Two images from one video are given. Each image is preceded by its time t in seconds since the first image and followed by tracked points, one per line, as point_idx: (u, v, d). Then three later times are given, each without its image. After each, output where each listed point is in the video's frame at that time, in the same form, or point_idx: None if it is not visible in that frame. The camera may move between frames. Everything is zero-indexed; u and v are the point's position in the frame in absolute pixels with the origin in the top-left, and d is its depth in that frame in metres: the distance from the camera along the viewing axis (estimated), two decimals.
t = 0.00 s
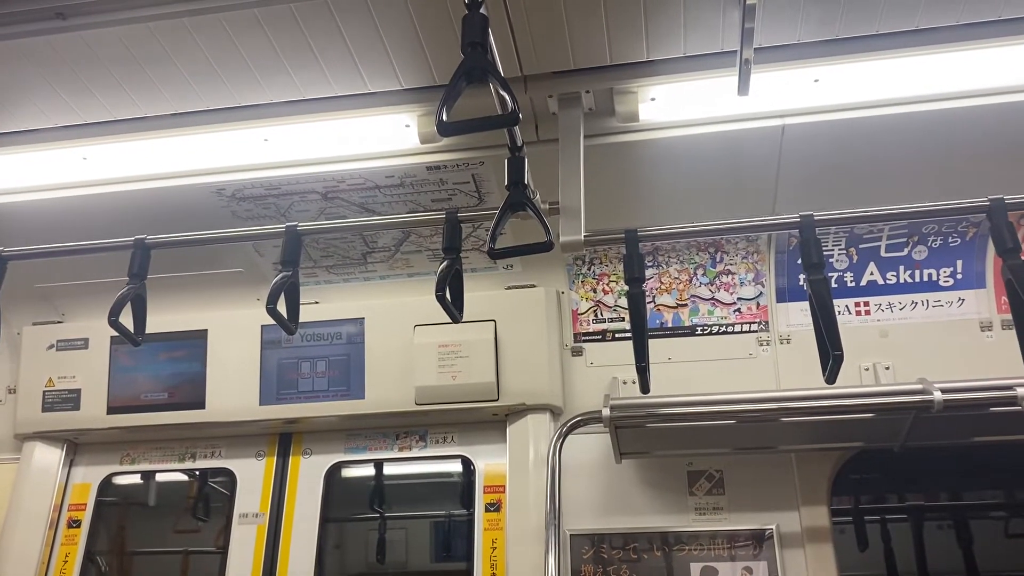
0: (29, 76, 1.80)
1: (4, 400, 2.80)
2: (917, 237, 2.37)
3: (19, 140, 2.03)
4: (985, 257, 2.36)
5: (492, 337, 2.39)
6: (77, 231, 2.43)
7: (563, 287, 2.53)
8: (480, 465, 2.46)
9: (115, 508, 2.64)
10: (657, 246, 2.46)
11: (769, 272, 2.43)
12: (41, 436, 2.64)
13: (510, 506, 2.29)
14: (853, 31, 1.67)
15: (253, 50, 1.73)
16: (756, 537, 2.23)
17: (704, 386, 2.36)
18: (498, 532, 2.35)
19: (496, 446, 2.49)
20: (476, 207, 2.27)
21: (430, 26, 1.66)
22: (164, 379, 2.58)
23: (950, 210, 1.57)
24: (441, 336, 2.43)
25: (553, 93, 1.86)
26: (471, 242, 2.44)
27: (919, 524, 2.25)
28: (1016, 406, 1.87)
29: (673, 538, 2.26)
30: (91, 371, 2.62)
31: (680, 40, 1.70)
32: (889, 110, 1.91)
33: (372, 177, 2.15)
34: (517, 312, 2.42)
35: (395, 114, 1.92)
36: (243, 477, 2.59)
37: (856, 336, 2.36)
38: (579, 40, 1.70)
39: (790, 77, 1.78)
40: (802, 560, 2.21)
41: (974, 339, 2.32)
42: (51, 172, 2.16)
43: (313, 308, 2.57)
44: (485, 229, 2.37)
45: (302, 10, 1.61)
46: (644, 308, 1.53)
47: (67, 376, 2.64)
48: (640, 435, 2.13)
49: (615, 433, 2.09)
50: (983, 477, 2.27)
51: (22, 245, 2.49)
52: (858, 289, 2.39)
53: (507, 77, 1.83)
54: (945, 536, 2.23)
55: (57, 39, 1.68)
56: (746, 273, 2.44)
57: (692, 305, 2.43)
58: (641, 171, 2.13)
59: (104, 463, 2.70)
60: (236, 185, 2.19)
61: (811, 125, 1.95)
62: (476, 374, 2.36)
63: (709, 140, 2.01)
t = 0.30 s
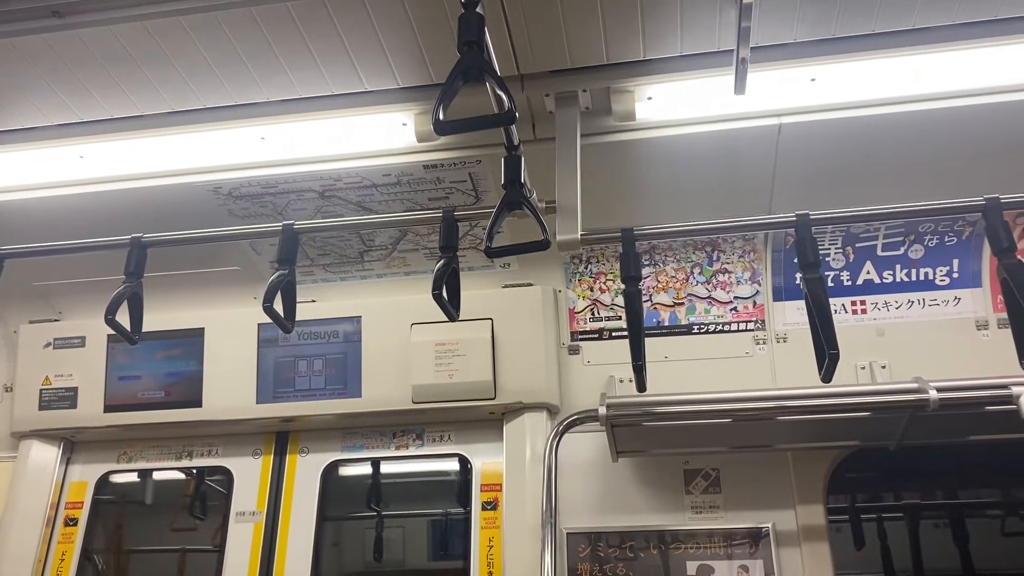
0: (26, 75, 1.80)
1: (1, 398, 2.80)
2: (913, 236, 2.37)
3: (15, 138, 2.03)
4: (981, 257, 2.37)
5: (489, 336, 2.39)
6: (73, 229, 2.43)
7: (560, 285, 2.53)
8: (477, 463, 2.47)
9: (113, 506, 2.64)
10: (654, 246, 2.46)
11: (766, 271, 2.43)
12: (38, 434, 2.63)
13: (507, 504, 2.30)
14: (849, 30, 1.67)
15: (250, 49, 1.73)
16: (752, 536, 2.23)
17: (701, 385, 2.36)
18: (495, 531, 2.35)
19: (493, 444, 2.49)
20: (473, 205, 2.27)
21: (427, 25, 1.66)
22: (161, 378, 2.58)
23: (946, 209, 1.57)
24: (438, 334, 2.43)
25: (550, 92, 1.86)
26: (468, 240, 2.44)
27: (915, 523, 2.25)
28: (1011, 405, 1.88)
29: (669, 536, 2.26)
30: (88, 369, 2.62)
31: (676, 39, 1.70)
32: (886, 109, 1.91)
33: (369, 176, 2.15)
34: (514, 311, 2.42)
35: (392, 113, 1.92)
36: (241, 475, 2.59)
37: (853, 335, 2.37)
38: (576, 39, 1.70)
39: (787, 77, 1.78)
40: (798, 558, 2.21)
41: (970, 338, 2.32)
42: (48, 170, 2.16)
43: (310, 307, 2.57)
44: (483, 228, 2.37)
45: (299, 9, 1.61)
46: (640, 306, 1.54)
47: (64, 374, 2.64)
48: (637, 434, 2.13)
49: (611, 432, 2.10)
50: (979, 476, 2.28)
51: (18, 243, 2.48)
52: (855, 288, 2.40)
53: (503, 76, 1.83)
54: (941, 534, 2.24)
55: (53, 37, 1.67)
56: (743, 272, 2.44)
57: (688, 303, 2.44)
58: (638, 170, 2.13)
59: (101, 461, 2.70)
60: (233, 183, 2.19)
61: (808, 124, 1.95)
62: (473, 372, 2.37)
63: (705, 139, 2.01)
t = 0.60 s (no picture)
0: (20, 74, 1.80)
1: None
2: (908, 234, 2.37)
3: (10, 137, 2.02)
4: (975, 254, 2.37)
5: (485, 334, 2.40)
6: (68, 227, 2.43)
7: (556, 283, 2.53)
8: (472, 461, 2.47)
9: (109, 504, 2.64)
10: (649, 244, 2.47)
11: (761, 269, 2.43)
12: (34, 432, 2.64)
13: (503, 502, 2.30)
14: (843, 29, 1.67)
15: (245, 47, 1.73)
16: (748, 533, 2.24)
17: (696, 383, 2.37)
18: (491, 528, 2.36)
19: (489, 442, 2.49)
20: (468, 204, 2.27)
21: (422, 24, 1.66)
22: (157, 376, 2.58)
23: (939, 208, 1.57)
24: (434, 332, 2.44)
25: (545, 91, 1.86)
26: (463, 239, 2.44)
27: (910, 520, 2.26)
28: (1005, 402, 1.88)
29: (665, 534, 2.27)
30: (84, 368, 2.62)
31: (671, 37, 1.70)
32: (880, 107, 1.91)
33: (364, 174, 2.15)
34: (510, 309, 2.42)
35: (387, 111, 1.92)
36: (237, 473, 2.60)
37: (848, 333, 2.37)
38: (570, 38, 1.70)
39: (782, 75, 1.78)
40: (793, 555, 2.22)
41: (965, 335, 2.33)
42: (43, 169, 2.16)
43: (306, 305, 2.57)
44: (478, 226, 2.37)
45: (293, 7, 1.61)
46: (634, 305, 1.54)
47: (60, 372, 2.64)
48: (632, 432, 2.13)
49: (606, 430, 2.10)
50: (973, 473, 2.29)
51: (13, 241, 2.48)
52: (849, 286, 2.40)
53: (498, 74, 1.83)
54: (936, 531, 2.24)
55: (47, 36, 1.67)
56: (738, 270, 2.44)
57: (684, 302, 2.44)
58: (633, 169, 2.13)
59: (98, 460, 2.70)
60: (228, 181, 2.19)
61: (803, 122, 1.96)
62: (468, 370, 2.37)
63: (700, 137, 2.01)
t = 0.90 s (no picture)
0: (15, 70, 1.79)
1: None
2: (905, 231, 2.37)
3: (6, 133, 2.02)
4: (972, 251, 2.37)
5: (482, 331, 2.39)
6: (64, 224, 2.42)
7: (553, 280, 2.53)
8: (470, 458, 2.47)
9: (106, 502, 2.64)
10: (646, 240, 2.46)
11: (758, 266, 2.44)
12: (30, 430, 2.63)
13: (500, 499, 2.30)
14: (840, 25, 1.67)
15: (241, 43, 1.72)
16: (745, 529, 2.24)
17: (693, 380, 2.37)
18: (488, 525, 2.36)
19: (486, 439, 2.49)
20: (466, 200, 2.27)
21: (419, 20, 1.66)
22: (153, 373, 2.57)
23: (936, 204, 1.57)
24: (431, 329, 2.43)
25: (542, 87, 1.86)
26: (460, 235, 2.44)
27: (906, 516, 2.26)
28: (1002, 398, 1.89)
29: (662, 530, 2.27)
30: (80, 365, 2.62)
31: (668, 33, 1.69)
32: (878, 103, 1.91)
33: (361, 170, 2.15)
34: (507, 306, 2.42)
35: (384, 107, 1.91)
36: (234, 470, 2.59)
37: (845, 329, 2.37)
38: (567, 33, 1.69)
39: (779, 71, 1.78)
40: (790, 552, 2.22)
41: (962, 331, 2.33)
42: (38, 164, 2.15)
43: (303, 302, 2.56)
44: (475, 223, 2.37)
45: (290, 3, 1.60)
46: (632, 301, 1.54)
47: (56, 370, 2.63)
48: (629, 428, 2.13)
49: (604, 427, 2.10)
50: (970, 469, 2.29)
51: (9, 238, 2.47)
52: (846, 282, 2.40)
53: (495, 70, 1.82)
54: (933, 528, 2.25)
55: (43, 31, 1.66)
56: (735, 266, 2.44)
57: (681, 298, 2.44)
58: (631, 165, 2.13)
59: (94, 457, 2.70)
60: (225, 178, 2.19)
61: (800, 119, 1.96)
62: (465, 367, 2.37)
63: (698, 133, 2.01)
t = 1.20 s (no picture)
0: (13, 70, 1.79)
1: None
2: (902, 231, 2.38)
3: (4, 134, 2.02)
4: (969, 251, 2.38)
5: (480, 331, 2.40)
6: (62, 224, 2.42)
7: (551, 280, 2.54)
8: (468, 458, 2.47)
9: (104, 502, 2.64)
10: (644, 241, 2.47)
11: (756, 266, 2.44)
12: (27, 430, 2.63)
13: (498, 499, 2.31)
14: (838, 26, 1.68)
15: (240, 44, 1.72)
16: (743, 529, 2.25)
17: (691, 380, 2.37)
18: (486, 525, 2.36)
19: (484, 439, 2.50)
20: (464, 201, 2.27)
21: (417, 21, 1.66)
22: (151, 374, 2.57)
23: (932, 205, 1.58)
24: (429, 329, 2.44)
25: (540, 88, 1.86)
26: (459, 236, 2.44)
27: (903, 516, 2.27)
28: (998, 398, 1.89)
29: (660, 530, 2.27)
30: (79, 366, 2.62)
31: (666, 34, 1.70)
32: (875, 104, 1.92)
33: (359, 171, 2.15)
34: (505, 306, 2.43)
35: (382, 108, 1.91)
36: (232, 471, 2.59)
37: (842, 329, 2.38)
38: (566, 34, 1.70)
39: (776, 72, 1.78)
40: (787, 551, 2.23)
41: (959, 331, 2.34)
42: (36, 165, 2.14)
43: (301, 302, 2.56)
44: (473, 223, 2.37)
45: (288, 4, 1.60)
46: (630, 301, 1.54)
47: (54, 370, 2.63)
48: (627, 428, 2.14)
49: (602, 427, 2.10)
50: (966, 469, 2.30)
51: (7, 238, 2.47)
52: (844, 283, 2.41)
53: (493, 71, 1.82)
54: (930, 527, 2.26)
55: (41, 32, 1.67)
56: (733, 267, 2.45)
57: (679, 298, 2.45)
58: (629, 165, 2.13)
59: (92, 457, 2.70)
60: (223, 178, 2.19)
61: (798, 119, 1.96)
62: (464, 368, 2.37)
63: (696, 134, 2.01)
